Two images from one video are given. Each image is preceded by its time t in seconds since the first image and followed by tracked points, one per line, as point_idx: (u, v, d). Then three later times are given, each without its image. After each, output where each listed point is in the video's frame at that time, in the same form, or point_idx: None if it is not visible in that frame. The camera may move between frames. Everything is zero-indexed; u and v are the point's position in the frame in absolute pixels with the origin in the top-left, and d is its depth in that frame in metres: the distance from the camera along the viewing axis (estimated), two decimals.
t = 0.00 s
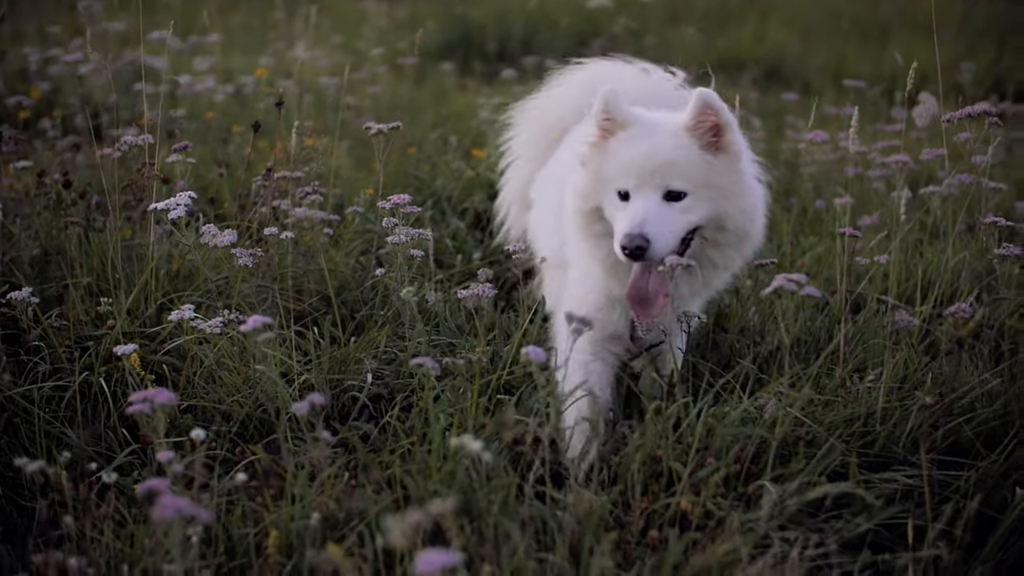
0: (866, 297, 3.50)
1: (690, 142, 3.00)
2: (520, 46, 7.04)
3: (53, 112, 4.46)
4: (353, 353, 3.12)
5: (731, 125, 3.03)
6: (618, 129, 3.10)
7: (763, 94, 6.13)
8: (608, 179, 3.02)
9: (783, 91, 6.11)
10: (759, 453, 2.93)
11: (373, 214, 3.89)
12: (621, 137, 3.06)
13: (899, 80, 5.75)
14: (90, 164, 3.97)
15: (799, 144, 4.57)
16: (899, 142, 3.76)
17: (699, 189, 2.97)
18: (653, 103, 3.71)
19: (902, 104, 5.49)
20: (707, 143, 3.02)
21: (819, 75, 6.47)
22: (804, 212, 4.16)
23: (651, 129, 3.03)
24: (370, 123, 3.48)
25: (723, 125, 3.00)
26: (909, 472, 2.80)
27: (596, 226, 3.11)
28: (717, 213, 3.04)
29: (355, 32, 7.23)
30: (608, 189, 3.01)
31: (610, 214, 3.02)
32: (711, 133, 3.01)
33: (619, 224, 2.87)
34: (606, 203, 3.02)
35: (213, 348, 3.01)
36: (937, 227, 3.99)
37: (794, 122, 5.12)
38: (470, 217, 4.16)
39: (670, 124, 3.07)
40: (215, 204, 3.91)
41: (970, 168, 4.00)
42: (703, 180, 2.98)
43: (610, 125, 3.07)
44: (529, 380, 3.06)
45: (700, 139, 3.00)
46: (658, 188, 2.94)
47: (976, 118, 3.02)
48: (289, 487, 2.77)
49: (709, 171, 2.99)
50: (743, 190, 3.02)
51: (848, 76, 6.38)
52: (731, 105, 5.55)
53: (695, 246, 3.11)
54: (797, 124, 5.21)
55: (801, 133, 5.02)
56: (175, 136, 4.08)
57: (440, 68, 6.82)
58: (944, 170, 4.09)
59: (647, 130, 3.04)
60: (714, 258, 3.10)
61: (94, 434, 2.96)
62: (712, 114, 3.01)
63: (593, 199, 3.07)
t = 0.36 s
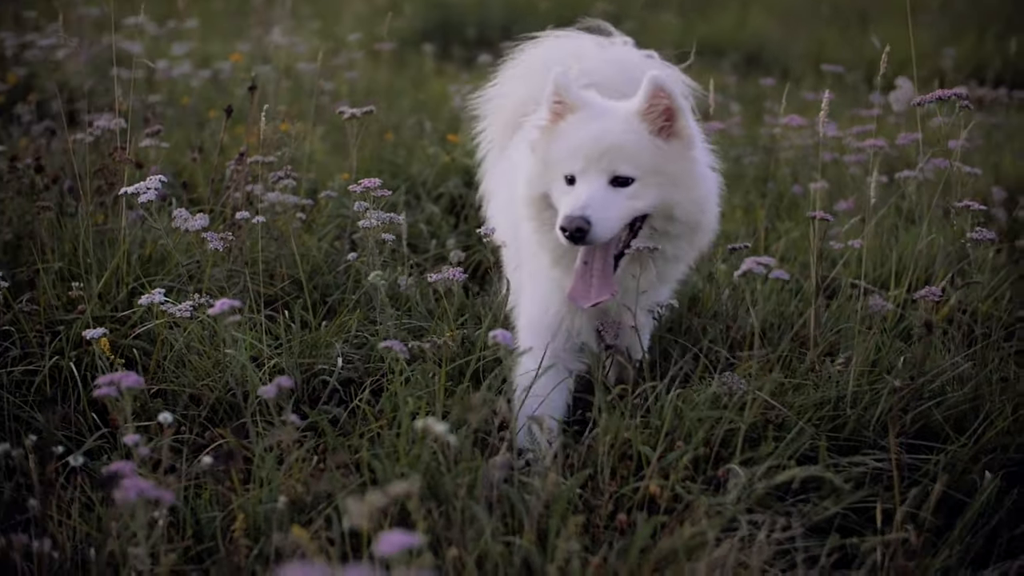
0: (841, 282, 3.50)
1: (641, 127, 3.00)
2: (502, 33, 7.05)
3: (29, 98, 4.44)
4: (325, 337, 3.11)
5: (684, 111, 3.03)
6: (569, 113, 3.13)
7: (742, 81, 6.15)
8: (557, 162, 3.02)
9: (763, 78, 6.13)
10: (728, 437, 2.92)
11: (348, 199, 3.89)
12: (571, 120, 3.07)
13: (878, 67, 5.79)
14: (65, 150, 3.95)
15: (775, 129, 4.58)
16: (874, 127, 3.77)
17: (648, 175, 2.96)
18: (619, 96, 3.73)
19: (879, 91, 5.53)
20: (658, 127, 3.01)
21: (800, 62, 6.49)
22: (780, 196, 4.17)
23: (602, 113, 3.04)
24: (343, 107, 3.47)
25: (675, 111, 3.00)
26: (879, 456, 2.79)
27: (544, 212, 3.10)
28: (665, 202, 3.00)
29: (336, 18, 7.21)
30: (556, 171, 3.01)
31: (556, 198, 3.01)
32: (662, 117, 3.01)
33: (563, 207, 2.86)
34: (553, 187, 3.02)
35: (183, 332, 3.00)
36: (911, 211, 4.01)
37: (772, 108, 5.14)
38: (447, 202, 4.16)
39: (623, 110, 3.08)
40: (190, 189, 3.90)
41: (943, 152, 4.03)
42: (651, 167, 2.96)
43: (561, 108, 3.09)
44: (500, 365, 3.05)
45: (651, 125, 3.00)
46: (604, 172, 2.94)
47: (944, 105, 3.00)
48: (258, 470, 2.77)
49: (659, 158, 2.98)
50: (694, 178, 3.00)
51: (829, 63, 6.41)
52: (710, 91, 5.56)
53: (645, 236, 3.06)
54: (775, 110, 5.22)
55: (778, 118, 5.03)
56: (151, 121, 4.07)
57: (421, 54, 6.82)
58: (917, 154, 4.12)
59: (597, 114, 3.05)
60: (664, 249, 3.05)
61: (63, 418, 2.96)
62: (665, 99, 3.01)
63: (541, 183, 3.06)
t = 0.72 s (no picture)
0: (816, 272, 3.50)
1: (575, 134, 3.00)
2: (483, 27, 7.07)
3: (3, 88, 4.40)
4: (296, 327, 3.11)
5: (621, 117, 3.01)
6: (506, 113, 3.16)
7: (721, 73, 6.17)
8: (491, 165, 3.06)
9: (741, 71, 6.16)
10: (698, 426, 2.92)
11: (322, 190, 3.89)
12: (507, 123, 3.11)
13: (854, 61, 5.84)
14: (38, 140, 3.92)
15: (751, 120, 4.60)
16: (849, 116, 3.78)
17: (578, 183, 2.96)
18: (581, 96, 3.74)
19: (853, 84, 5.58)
20: (593, 133, 3.01)
21: (778, 56, 6.53)
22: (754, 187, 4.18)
23: (536, 118, 3.06)
24: (316, 97, 3.47)
25: (610, 118, 2.99)
26: (849, 446, 2.77)
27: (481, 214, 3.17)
28: (597, 211, 3.01)
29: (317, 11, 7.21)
30: (489, 175, 3.07)
31: (490, 202, 3.08)
32: (597, 123, 3.00)
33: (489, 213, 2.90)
34: (487, 190, 3.08)
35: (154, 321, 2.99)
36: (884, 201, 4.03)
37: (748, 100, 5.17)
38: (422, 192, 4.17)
39: (560, 114, 3.09)
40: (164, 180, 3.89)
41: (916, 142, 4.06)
42: (581, 174, 2.97)
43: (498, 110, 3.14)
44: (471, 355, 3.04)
45: (585, 131, 3.00)
46: (534, 179, 2.96)
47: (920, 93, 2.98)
48: (226, 459, 2.76)
49: (590, 165, 2.98)
50: (627, 188, 2.99)
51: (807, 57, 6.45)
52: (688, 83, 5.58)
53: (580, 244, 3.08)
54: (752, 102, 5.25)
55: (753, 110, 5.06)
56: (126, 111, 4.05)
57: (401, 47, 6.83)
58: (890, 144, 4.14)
59: (531, 117, 3.07)
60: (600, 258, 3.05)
61: (32, 408, 2.94)
62: (601, 105, 3.00)
63: (477, 186, 3.13)
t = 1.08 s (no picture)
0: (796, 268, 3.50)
1: (518, 118, 2.98)
2: (468, 26, 7.10)
3: None
4: (273, 325, 3.10)
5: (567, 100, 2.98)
6: (451, 99, 3.13)
7: (704, 71, 6.20)
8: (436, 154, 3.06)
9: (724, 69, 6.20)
10: (674, 422, 2.92)
11: (301, 186, 3.90)
12: (451, 110, 3.10)
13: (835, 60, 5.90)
14: (16, 137, 3.90)
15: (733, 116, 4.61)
16: (831, 111, 3.78)
17: (523, 169, 2.96)
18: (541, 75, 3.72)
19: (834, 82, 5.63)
20: (538, 118, 2.99)
21: (762, 54, 6.57)
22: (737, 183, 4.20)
23: (478, 103, 3.04)
24: (297, 94, 3.47)
25: (551, 101, 2.96)
26: (825, 441, 2.76)
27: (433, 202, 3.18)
28: (545, 196, 2.99)
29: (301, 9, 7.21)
30: (436, 164, 3.08)
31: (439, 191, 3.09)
32: (542, 108, 2.98)
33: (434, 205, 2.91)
34: (435, 179, 3.09)
35: (130, 319, 2.98)
36: (863, 197, 4.05)
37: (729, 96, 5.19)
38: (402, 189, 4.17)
39: (505, 98, 3.06)
40: (144, 177, 3.87)
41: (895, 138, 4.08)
42: (525, 160, 2.96)
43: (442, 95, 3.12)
44: (446, 353, 3.04)
45: (528, 115, 2.98)
46: (478, 167, 2.96)
47: (902, 89, 2.84)
48: (201, 456, 2.75)
49: (534, 151, 2.97)
50: (573, 173, 2.96)
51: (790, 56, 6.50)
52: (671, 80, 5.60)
53: (530, 231, 3.07)
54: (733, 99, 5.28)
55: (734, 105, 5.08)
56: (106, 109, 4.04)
57: (386, 45, 6.84)
58: (870, 140, 4.17)
59: (474, 103, 3.05)
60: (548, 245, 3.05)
61: (7, 405, 2.93)
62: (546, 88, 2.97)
63: (427, 174, 3.14)
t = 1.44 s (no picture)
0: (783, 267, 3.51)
1: (500, 109, 2.97)
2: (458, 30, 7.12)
3: None
4: (258, 327, 3.10)
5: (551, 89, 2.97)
6: (433, 89, 3.12)
7: (692, 72, 6.23)
8: (417, 144, 3.05)
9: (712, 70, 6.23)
10: (659, 423, 2.91)
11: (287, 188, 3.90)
12: (431, 100, 3.08)
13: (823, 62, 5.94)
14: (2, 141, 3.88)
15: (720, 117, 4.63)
16: (817, 111, 3.79)
17: (504, 161, 2.94)
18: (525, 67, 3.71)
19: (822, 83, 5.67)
20: (521, 106, 2.98)
21: (750, 55, 6.60)
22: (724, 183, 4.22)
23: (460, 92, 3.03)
24: (282, 96, 3.47)
25: (534, 90, 2.94)
26: (810, 441, 2.76)
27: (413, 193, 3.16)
28: (526, 188, 2.98)
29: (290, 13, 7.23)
30: (416, 155, 3.06)
31: (419, 182, 3.07)
32: (525, 97, 2.97)
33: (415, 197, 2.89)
34: (415, 170, 3.07)
35: (116, 321, 2.97)
36: (849, 197, 4.07)
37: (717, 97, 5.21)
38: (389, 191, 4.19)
39: (487, 88, 3.04)
40: (131, 180, 3.87)
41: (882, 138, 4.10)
42: (507, 151, 2.94)
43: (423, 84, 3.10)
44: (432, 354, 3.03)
45: (510, 105, 2.97)
46: (458, 157, 2.94)
47: (887, 89, 2.76)
48: (185, 458, 2.74)
49: (516, 142, 2.95)
50: (554, 163, 2.95)
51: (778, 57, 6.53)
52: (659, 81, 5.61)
53: (510, 223, 3.07)
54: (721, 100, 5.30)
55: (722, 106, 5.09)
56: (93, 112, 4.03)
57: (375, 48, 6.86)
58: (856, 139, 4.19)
59: (455, 93, 3.04)
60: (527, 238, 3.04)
61: None
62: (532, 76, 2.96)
63: (406, 165, 3.12)
